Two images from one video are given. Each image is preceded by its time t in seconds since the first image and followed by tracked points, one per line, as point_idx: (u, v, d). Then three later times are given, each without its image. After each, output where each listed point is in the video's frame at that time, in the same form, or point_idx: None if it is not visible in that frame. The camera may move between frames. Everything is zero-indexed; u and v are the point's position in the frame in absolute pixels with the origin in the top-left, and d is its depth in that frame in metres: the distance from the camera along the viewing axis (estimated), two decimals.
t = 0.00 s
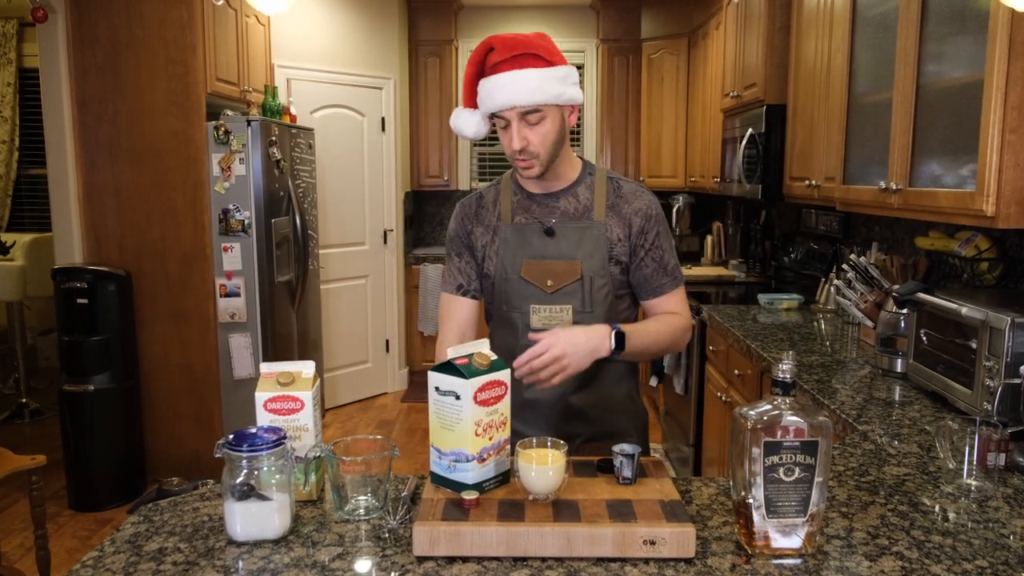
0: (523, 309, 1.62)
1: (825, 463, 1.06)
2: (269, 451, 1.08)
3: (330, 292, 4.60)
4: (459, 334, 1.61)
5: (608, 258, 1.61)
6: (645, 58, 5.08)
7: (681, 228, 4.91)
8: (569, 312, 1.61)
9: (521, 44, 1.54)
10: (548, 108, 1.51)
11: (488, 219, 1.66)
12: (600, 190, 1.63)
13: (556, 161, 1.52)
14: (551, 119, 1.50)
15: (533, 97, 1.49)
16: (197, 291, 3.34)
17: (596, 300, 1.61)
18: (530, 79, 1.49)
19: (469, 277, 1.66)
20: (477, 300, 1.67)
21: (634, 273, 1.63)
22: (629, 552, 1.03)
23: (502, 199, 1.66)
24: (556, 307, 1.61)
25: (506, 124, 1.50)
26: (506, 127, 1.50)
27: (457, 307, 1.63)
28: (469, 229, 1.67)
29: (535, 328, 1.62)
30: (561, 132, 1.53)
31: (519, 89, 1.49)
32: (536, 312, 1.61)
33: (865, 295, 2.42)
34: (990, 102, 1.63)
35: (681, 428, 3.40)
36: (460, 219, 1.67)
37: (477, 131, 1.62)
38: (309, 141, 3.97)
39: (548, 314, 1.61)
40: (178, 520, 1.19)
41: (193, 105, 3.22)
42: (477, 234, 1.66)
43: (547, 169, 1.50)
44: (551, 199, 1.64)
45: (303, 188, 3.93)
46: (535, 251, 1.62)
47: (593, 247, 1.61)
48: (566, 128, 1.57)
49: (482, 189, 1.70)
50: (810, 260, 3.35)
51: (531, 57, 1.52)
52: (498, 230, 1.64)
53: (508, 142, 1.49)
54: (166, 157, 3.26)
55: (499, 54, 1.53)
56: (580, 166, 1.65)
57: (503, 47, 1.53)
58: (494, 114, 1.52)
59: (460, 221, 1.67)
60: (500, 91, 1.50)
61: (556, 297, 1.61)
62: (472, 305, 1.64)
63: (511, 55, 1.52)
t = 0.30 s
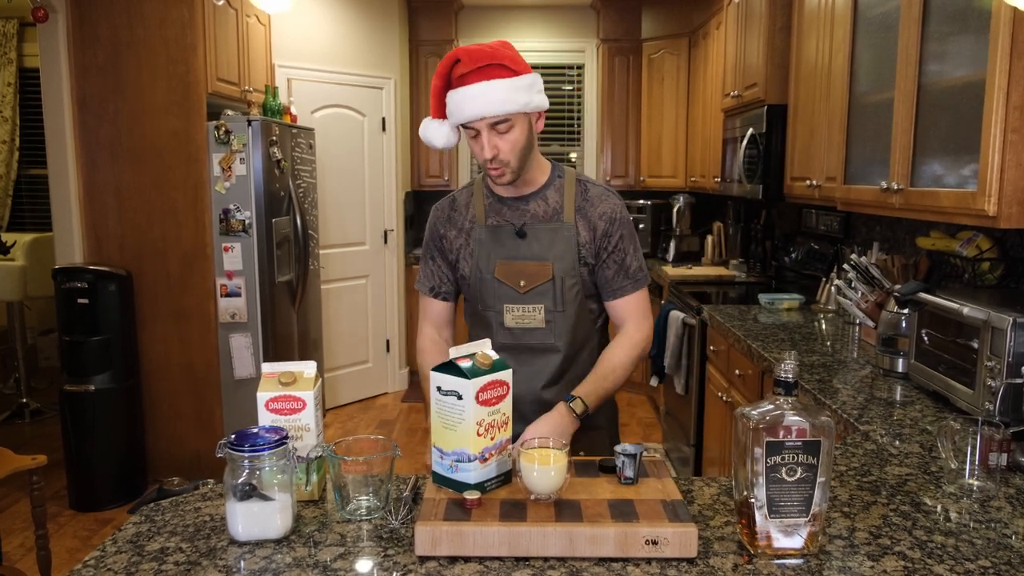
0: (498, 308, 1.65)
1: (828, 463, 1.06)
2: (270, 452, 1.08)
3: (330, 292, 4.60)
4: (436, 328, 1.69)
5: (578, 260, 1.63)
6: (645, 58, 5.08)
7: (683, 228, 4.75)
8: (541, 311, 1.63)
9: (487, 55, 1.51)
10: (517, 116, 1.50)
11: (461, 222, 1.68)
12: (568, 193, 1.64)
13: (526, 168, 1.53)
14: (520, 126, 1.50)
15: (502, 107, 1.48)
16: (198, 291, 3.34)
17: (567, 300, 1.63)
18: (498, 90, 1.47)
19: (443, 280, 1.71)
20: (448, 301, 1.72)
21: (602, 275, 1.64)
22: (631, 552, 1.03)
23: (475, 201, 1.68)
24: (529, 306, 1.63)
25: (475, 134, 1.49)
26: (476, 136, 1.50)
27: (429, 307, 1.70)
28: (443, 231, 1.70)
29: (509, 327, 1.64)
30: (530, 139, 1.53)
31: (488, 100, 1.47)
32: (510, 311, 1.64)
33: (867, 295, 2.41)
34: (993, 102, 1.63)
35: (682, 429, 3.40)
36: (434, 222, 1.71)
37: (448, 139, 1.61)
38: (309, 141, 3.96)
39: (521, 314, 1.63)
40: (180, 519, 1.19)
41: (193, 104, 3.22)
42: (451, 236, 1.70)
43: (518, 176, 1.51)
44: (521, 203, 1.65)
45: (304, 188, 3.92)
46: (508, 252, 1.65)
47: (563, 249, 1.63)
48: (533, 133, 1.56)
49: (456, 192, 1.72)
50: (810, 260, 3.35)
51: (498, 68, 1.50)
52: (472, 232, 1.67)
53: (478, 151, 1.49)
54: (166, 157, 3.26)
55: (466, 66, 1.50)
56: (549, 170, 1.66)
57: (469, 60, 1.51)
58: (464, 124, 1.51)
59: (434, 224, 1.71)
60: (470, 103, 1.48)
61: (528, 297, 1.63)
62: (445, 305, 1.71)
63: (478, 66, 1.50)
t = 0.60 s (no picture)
0: (487, 308, 1.65)
1: (829, 462, 1.06)
2: (272, 452, 1.07)
3: (330, 292, 4.59)
4: (423, 331, 1.66)
5: (565, 260, 1.64)
6: (646, 58, 5.08)
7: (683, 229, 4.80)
8: (530, 310, 1.63)
9: (471, 63, 1.51)
10: (501, 124, 1.51)
11: (449, 225, 1.68)
12: (553, 195, 1.65)
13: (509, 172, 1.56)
14: (503, 133, 1.51)
15: (486, 116, 1.49)
16: (198, 291, 3.35)
17: (555, 298, 1.64)
18: (481, 99, 1.48)
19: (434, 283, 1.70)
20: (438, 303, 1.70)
21: (587, 275, 1.64)
22: (633, 551, 1.03)
23: (462, 204, 1.68)
24: (518, 306, 1.64)
25: (460, 140, 1.51)
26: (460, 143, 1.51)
27: (420, 308, 1.68)
28: (431, 234, 1.70)
29: (498, 326, 1.65)
30: (513, 145, 1.55)
31: (472, 110, 1.48)
32: (499, 311, 1.64)
33: (867, 295, 2.41)
34: (993, 102, 1.63)
35: (682, 428, 3.40)
36: (422, 225, 1.71)
37: (434, 144, 1.63)
38: (309, 141, 3.96)
39: (510, 313, 1.64)
40: (183, 518, 1.19)
41: (194, 103, 3.22)
42: (439, 239, 1.69)
43: (501, 180, 1.53)
44: (507, 205, 1.65)
45: (304, 187, 3.92)
46: (496, 253, 1.65)
47: (550, 249, 1.63)
48: (517, 139, 1.57)
49: (443, 195, 1.72)
50: (811, 260, 3.35)
51: (482, 76, 1.50)
52: (460, 234, 1.67)
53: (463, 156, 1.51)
54: (166, 157, 3.27)
55: (450, 74, 1.50)
56: (533, 173, 1.66)
57: (454, 68, 1.50)
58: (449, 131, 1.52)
59: (423, 228, 1.71)
60: (455, 111, 1.49)
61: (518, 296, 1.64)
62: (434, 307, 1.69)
63: (461, 74, 1.49)
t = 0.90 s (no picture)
0: (487, 308, 1.65)
1: (828, 461, 1.06)
2: (273, 451, 1.08)
3: (331, 292, 4.60)
4: (423, 339, 1.58)
5: (564, 259, 1.65)
6: (646, 58, 5.08)
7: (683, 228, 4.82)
8: (530, 310, 1.64)
9: (475, 65, 1.52)
10: (504, 125, 1.51)
11: (446, 226, 1.67)
12: (552, 195, 1.66)
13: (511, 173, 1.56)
14: (506, 135, 1.52)
15: (490, 118, 1.49)
16: (199, 291, 3.35)
17: (555, 298, 1.65)
18: (486, 101, 1.48)
19: (433, 284, 1.66)
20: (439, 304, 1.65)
21: (586, 273, 1.65)
22: (633, 550, 1.03)
23: (460, 205, 1.67)
24: (518, 306, 1.64)
25: (463, 141, 1.51)
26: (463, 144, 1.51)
27: (421, 310, 1.62)
28: (428, 237, 1.68)
29: (499, 326, 1.65)
30: (515, 147, 1.55)
31: (477, 111, 1.48)
32: (499, 311, 1.64)
33: (867, 295, 2.42)
34: (993, 101, 1.64)
35: (682, 428, 3.40)
36: (419, 228, 1.68)
37: (436, 145, 1.64)
38: (310, 140, 3.96)
39: (511, 314, 1.64)
40: (184, 517, 1.20)
41: (194, 103, 3.22)
42: (437, 240, 1.68)
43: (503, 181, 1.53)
44: (506, 206, 1.66)
45: (304, 187, 3.92)
46: (495, 254, 1.65)
47: (550, 249, 1.64)
48: (518, 142, 1.58)
49: (438, 197, 1.71)
50: (811, 260, 3.35)
51: (486, 79, 1.50)
52: (458, 235, 1.67)
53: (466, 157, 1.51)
54: (167, 157, 3.27)
55: (455, 75, 1.50)
56: (530, 174, 1.67)
57: (459, 70, 1.51)
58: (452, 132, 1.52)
59: (420, 230, 1.68)
60: (460, 112, 1.49)
61: (518, 296, 1.64)
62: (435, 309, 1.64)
63: (466, 76, 1.50)
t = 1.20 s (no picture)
0: (491, 312, 1.65)
1: (825, 461, 1.07)
2: (272, 451, 1.08)
3: (330, 292, 4.60)
4: (430, 344, 1.59)
5: (566, 262, 1.66)
6: (645, 58, 5.08)
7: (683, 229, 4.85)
8: (534, 313, 1.64)
9: (486, 59, 1.55)
10: (513, 119, 1.54)
11: (447, 229, 1.67)
12: (553, 197, 1.66)
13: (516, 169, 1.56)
14: (514, 130, 1.53)
15: (500, 110, 1.52)
16: (198, 291, 3.35)
17: (558, 300, 1.65)
18: (497, 94, 1.52)
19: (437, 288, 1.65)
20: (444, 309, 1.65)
21: (587, 275, 1.66)
22: (630, 550, 1.03)
23: (461, 208, 1.67)
24: (521, 308, 1.64)
25: (471, 135, 1.52)
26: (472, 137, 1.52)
27: (427, 316, 1.62)
28: (429, 240, 1.67)
29: (503, 329, 1.65)
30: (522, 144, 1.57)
31: (488, 103, 1.51)
32: (503, 315, 1.65)
33: (865, 295, 2.42)
34: (990, 102, 1.64)
35: (681, 429, 3.40)
36: (419, 230, 1.67)
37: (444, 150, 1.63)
38: (309, 141, 3.97)
39: (514, 316, 1.64)
40: (183, 517, 1.20)
41: (193, 104, 3.22)
42: (438, 244, 1.67)
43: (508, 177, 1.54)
44: (508, 208, 1.66)
45: (304, 188, 3.93)
46: (498, 257, 1.65)
47: (553, 251, 1.65)
48: (524, 138, 1.59)
49: (438, 200, 1.70)
50: (810, 260, 3.36)
51: (497, 73, 1.54)
52: (460, 238, 1.66)
53: (474, 149, 1.51)
54: (167, 158, 3.27)
55: (465, 68, 1.53)
56: (531, 176, 1.67)
57: (469, 63, 1.54)
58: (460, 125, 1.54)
59: (421, 233, 1.67)
60: (471, 104, 1.51)
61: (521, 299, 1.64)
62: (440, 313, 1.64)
63: (477, 69, 1.53)
